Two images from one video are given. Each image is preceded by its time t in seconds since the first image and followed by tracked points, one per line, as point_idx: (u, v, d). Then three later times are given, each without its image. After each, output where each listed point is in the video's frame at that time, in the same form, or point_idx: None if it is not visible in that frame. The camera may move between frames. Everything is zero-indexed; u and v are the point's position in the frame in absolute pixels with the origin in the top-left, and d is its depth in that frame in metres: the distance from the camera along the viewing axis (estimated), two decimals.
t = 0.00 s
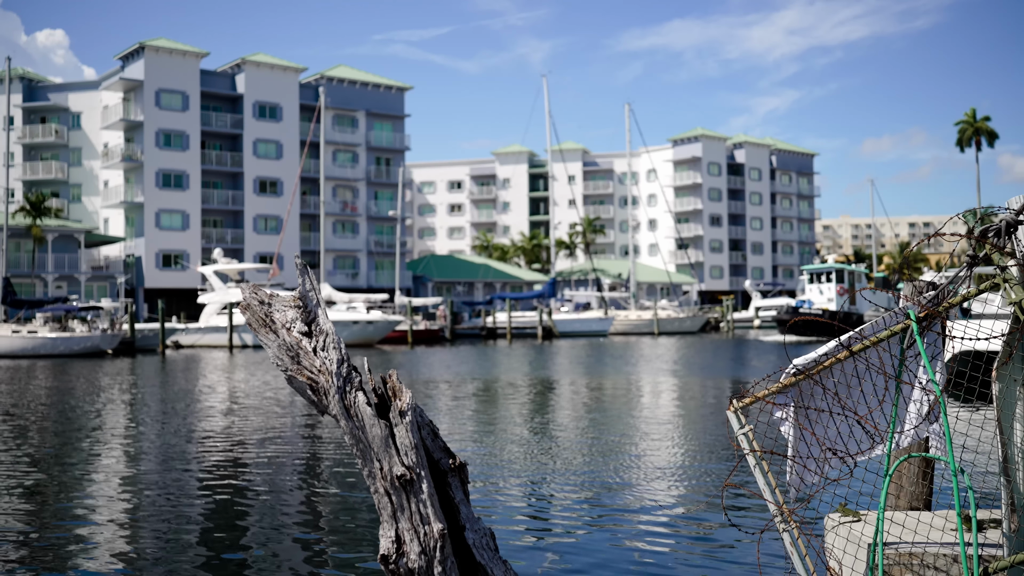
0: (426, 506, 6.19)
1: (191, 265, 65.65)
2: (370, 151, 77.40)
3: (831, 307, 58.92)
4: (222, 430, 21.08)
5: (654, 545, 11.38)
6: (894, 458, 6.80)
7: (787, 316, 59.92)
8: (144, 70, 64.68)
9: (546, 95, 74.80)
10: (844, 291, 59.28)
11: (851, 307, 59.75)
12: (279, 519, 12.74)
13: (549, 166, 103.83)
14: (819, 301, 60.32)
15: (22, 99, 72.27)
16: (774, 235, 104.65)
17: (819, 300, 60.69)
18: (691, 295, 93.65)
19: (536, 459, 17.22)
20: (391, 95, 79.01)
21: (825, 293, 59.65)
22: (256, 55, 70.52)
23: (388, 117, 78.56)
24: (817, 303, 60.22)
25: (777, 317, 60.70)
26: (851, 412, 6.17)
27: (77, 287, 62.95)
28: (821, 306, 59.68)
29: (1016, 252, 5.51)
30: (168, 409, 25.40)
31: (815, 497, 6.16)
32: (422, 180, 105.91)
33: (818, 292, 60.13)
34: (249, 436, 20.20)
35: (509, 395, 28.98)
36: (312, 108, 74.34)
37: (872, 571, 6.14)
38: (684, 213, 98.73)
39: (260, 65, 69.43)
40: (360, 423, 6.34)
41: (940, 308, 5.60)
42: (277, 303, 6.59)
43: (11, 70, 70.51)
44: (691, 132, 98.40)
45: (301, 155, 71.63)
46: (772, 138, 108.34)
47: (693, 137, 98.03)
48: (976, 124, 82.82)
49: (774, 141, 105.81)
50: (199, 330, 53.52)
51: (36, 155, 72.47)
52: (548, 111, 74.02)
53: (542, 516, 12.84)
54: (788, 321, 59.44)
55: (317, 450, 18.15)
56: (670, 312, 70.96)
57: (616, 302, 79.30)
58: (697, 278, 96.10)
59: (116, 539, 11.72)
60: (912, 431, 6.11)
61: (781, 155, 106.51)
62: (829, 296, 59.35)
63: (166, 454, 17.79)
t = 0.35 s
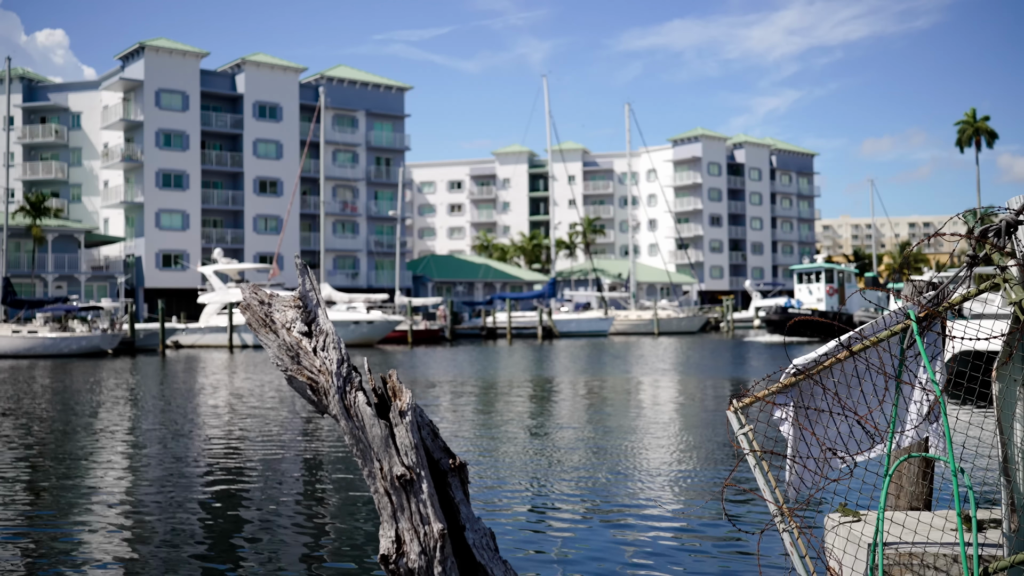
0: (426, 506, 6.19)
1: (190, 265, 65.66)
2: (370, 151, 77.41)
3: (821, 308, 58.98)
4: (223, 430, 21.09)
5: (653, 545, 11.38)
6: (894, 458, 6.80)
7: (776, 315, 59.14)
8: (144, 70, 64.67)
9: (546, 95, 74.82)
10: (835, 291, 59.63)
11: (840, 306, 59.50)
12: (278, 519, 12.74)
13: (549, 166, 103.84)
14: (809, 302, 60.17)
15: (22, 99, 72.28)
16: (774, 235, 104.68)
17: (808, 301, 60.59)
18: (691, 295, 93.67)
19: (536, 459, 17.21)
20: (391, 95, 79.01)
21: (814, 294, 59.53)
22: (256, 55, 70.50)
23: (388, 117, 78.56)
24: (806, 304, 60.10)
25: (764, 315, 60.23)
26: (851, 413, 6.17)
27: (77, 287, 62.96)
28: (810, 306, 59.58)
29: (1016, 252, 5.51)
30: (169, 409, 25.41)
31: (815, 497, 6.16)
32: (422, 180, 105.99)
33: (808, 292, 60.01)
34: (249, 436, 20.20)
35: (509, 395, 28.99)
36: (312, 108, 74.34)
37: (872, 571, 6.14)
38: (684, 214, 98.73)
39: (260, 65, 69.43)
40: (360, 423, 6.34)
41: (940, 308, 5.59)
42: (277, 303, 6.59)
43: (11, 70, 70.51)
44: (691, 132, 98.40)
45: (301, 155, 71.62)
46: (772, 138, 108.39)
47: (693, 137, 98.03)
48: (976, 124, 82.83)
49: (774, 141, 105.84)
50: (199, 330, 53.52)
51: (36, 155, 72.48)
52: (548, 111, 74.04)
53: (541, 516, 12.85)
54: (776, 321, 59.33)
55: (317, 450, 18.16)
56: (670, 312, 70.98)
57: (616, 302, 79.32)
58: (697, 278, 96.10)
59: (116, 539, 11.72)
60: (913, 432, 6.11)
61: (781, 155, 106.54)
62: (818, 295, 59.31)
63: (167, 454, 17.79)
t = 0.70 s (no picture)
0: (427, 506, 6.19)
1: (191, 265, 65.67)
2: (370, 151, 77.40)
3: (809, 308, 58.68)
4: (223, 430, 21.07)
5: (653, 546, 11.37)
6: (895, 457, 6.80)
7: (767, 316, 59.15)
8: (144, 69, 64.68)
9: (546, 95, 74.86)
10: (824, 291, 59.31)
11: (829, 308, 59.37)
12: (279, 520, 12.74)
13: (549, 166, 103.87)
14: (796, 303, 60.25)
15: (22, 99, 72.27)
16: (774, 234, 104.68)
17: (797, 301, 60.23)
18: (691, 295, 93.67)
19: (537, 459, 17.20)
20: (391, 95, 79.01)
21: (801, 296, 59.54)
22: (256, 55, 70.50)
23: (388, 117, 78.56)
24: (795, 304, 59.98)
25: (754, 316, 60.37)
26: (852, 413, 6.16)
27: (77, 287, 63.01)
28: (800, 307, 59.46)
29: (1016, 253, 5.51)
30: (169, 409, 25.42)
31: (815, 496, 6.17)
32: (422, 180, 106.01)
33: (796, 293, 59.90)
34: (250, 435, 20.20)
35: (509, 395, 28.98)
36: (312, 108, 74.33)
37: (873, 570, 6.14)
38: (684, 213, 98.71)
39: (260, 65, 69.44)
40: (360, 423, 6.33)
41: (939, 309, 5.59)
42: (277, 303, 6.60)
43: (11, 70, 70.52)
44: (691, 132, 98.43)
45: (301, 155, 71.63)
46: (772, 138, 108.42)
47: (693, 137, 98.04)
48: (976, 124, 82.82)
49: (774, 141, 105.86)
50: (199, 330, 53.51)
51: (36, 155, 72.48)
52: (548, 111, 74.07)
53: (540, 516, 12.84)
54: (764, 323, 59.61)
55: (317, 450, 18.15)
56: (670, 312, 70.98)
57: (616, 301, 79.35)
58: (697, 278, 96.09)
59: (116, 539, 11.72)
60: (913, 431, 6.11)
61: (781, 155, 106.58)
62: (807, 296, 58.98)
63: (167, 454, 17.80)
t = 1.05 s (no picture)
0: (426, 506, 6.19)
1: (190, 265, 65.66)
2: (370, 151, 77.40)
3: (798, 308, 58.81)
4: (223, 430, 21.06)
5: (655, 545, 11.35)
6: (894, 457, 6.80)
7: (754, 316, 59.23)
8: (144, 69, 64.68)
9: (546, 95, 74.86)
10: (813, 291, 59.17)
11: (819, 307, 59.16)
12: (280, 519, 12.73)
13: (549, 166, 103.86)
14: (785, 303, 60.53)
15: (22, 99, 72.26)
16: (774, 234, 104.70)
17: (787, 301, 60.54)
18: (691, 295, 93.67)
19: (537, 459, 17.20)
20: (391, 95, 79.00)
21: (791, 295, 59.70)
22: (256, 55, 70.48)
23: (388, 117, 78.55)
24: (784, 304, 60.26)
25: (742, 315, 59.92)
26: (851, 413, 6.16)
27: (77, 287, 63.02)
28: (789, 307, 59.69)
29: (1015, 253, 5.52)
30: (169, 409, 25.39)
31: (815, 496, 6.16)
32: (422, 180, 106.01)
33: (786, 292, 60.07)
34: (250, 436, 20.17)
35: (510, 395, 28.97)
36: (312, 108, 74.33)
37: (872, 570, 6.14)
38: (684, 214, 98.68)
39: (260, 65, 69.43)
40: (360, 423, 6.34)
41: (940, 309, 5.58)
42: (277, 303, 6.60)
43: (11, 70, 70.52)
44: (691, 132, 98.44)
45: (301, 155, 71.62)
46: (772, 138, 108.43)
47: (693, 137, 98.03)
48: (976, 124, 82.79)
49: (774, 141, 105.85)
50: (199, 330, 53.49)
51: (36, 155, 72.46)
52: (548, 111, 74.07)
53: (542, 517, 12.84)
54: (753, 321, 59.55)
55: (317, 450, 18.15)
56: (670, 312, 70.97)
57: (616, 301, 79.37)
58: (697, 278, 96.09)
59: (116, 539, 11.72)
60: (913, 431, 6.10)
61: (781, 155, 106.59)
62: (796, 296, 59.20)
63: (166, 454, 17.79)
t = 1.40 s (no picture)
0: (426, 506, 6.19)
1: (191, 265, 65.67)
2: (370, 151, 77.41)
3: (787, 308, 58.79)
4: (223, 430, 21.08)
5: (654, 546, 11.36)
6: (893, 458, 6.80)
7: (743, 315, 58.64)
8: (144, 69, 64.67)
9: (546, 95, 74.88)
10: (802, 291, 59.09)
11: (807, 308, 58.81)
12: (280, 519, 12.74)
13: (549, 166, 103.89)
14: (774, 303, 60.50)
15: (22, 99, 72.26)
16: (774, 234, 104.73)
17: (775, 301, 60.39)
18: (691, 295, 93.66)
19: (538, 459, 17.20)
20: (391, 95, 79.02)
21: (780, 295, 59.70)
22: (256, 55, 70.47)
23: (388, 117, 78.56)
24: (773, 304, 60.24)
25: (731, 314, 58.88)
26: (851, 413, 6.17)
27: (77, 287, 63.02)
28: (777, 307, 59.72)
29: (1015, 253, 5.52)
30: (168, 409, 25.43)
31: (815, 497, 6.16)
32: (422, 180, 106.04)
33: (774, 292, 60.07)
34: (250, 435, 20.17)
35: (510, 395, 28.98)
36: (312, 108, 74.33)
37: (873, 570, 6.13)
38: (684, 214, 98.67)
39: (260, 65, 69.42)
40: (360, 423, 6.33)
41: (939, 309, 5.58)
42: (277, 302, 6.59)
43: (11, 70, 70.53)
44: (691, 132, 98.49)
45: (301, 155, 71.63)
46: (772, 138, 108.48)
47: (693, 137, 98.05)
48: (977, 124, 82.80)
49: (774, 141, 105.91)
50: (199, 330, 53.51)
51: (36, 155, 72.47)
52: (548, 111, 74.09)
53: (542, 516, 12.84)
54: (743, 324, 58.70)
55: (317, 450, 18.16)
56: (670, 312, 70.98)
57: (616, 301, 79.40)
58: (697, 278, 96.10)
59: (117, 538, 11.74)
60: (913, 431, 6.10)
61: (781, 155, 106.63)
62: (785, 296, 59.19)
63: (166, 454, 17.80)
